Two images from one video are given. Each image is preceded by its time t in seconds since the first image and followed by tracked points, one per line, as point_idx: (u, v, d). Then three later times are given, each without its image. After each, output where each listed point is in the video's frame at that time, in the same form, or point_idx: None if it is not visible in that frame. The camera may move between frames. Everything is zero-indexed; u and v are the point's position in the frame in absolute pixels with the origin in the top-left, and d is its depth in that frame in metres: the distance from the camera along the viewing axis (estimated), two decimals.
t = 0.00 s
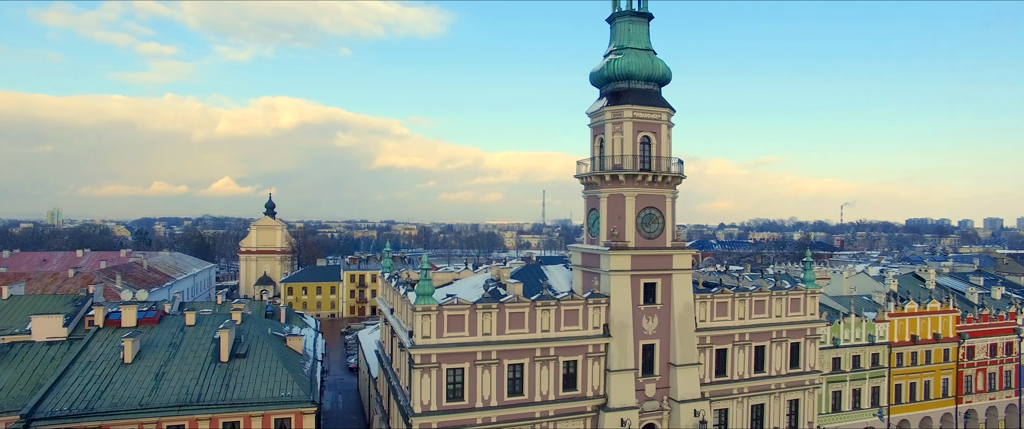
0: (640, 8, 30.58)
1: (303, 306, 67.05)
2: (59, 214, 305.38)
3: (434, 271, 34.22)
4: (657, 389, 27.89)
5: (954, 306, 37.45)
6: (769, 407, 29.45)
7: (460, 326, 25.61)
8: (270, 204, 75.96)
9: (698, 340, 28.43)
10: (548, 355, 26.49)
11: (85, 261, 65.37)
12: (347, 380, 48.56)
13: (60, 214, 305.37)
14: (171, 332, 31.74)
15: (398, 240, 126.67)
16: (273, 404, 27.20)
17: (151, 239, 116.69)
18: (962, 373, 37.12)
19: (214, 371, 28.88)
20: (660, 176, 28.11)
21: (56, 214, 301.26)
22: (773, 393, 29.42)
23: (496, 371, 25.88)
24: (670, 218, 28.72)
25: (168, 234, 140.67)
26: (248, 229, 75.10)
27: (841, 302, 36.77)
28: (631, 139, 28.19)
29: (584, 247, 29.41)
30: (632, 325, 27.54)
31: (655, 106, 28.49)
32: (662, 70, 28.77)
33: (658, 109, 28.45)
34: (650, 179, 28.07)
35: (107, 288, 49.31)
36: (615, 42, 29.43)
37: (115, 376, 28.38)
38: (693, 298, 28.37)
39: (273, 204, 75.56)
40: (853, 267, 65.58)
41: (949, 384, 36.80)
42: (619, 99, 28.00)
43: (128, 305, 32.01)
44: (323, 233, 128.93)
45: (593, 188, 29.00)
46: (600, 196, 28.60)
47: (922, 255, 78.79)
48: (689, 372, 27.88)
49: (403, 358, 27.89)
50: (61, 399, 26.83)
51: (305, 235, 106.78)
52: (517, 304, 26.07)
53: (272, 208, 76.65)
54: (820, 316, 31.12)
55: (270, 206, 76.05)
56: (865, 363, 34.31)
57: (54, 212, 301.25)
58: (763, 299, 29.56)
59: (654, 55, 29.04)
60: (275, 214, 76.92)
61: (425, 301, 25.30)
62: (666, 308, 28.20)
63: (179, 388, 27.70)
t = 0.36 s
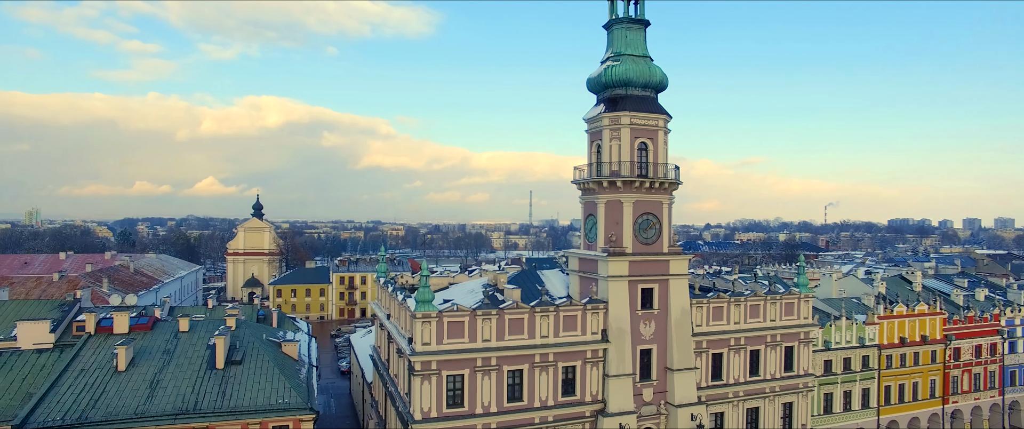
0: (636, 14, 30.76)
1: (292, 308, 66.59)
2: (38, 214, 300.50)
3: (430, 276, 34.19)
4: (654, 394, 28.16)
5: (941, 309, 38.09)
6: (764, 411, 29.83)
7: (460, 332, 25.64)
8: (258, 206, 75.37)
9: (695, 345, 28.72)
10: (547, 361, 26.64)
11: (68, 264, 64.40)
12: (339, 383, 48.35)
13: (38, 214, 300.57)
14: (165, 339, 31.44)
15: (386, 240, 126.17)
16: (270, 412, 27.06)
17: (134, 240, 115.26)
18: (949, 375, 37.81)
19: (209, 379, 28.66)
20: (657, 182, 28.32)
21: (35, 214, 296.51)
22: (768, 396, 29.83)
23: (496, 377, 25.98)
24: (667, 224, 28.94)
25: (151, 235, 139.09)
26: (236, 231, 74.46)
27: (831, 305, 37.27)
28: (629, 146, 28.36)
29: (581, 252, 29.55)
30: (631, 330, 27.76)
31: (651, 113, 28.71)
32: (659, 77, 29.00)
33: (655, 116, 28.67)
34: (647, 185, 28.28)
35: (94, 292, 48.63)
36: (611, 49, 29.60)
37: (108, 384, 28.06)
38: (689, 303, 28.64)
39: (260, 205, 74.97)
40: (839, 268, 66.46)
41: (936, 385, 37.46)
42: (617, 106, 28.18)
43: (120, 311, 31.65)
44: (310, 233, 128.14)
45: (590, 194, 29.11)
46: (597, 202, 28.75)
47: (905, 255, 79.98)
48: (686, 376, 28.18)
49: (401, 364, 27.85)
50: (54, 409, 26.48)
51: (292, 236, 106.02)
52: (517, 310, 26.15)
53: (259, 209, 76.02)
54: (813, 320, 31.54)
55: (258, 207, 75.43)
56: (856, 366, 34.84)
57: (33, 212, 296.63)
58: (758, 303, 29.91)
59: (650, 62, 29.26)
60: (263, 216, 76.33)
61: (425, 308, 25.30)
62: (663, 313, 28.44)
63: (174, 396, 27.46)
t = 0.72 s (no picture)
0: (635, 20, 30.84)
1: (284, 310, 66.38)
2: (19, 215, 296.11)
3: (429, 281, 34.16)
4: (655, 398, 28.37)
5: (932, 311, 38.62)
6: (762, 414, 30.18)
7: (462, 338, 25.68)
8: (248, 207, 74.87)
9: (694, 349, 28.97)
10: (549, 367, 26.75)
11: (55, 266, 63.60)
12: (333, 387, 48.15)
13: (20, 214, 296.29)
14: (162, 345, 31.20)
15: (376, 241, 125.71)
16: (271, 419, 26.91)
17: (120, 241, 114.03)
18: (940, 376, 38.35)
19: (209, 385, 28.47)
20: (657, 188, 28.50)
21: (17, 214, 292.27)
22: (766, 399, 30.17)
23: (498, 383, 26.05)
24: (666, 229, 29.13)
25: (138, 236, 137.63)
26: (226, 232, 73.99)
27: (825, 308, 37.69)
28: (629, 152, 28.53)
29: (581, 257, 29.67)
30: (631, 335, 27.94)
31: (651, 118, 28.91)
32: (659, 84, 29.19)
33: (655, 122, 28.87)
34: (647, 191, 28.47)
35: (84, 296, 48.07)
36: (612, 55, 29.72)
37: (106, 392, 27.80)
38: (689, 308, 28.88)
39: (251, 206, 74.49)
40: (829, 269, 67.16)
41: (927, 386, 37.97)
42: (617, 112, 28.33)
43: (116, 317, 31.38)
44: (299, 234, 127.38)
45: (590, 200, 29.23)
46: (597, 208, 28.87)
47: (893, 256, 80.94)
48: (686, 381, 28.42)
49: (403, 370, 27.83)
50: (51, 418, 26.19)
51: (281, 237, 105.34)
52: (519, 316, 26.23)
53: (250, 210, 75.53)
54: (809, 324, 31.91)
55: (248, 209, 74.94)
56: (850, 368, 35.26)
57: (15, 212, 292.41)
58: (756, 308, 30.22)
59: (650, 68, 29.42)
60: (254, 217, 75.81)
61: (427, 315, 25.30)
62: (663, 318, 28.66)
63: (174, 404, 27.26)
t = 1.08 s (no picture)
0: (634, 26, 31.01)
1: (274, 313, 66.02)
2: None
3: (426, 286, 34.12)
4: (653, 403, 28.59)
5: (923, 313, 39.15)
6: (758, 417, 30.49)
7: (464, 345, 25.70)
8: (237, 208, 74.26)
9: (692, 354, 29.21)
10: (549, 372, 26.85)
11: (40, 269, 62.58)
12: (327, 390, 47.91)
13: None
14: (158, 352, 30.89)
15: (365, 242, 125.17)
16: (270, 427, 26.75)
17: (105, 242, 112.59)
18: (929, 377, 38.84)
19: (206, 393, 28.24)
20: (656, 194, 28.70)
21: None
22: (762, 402, 30.48)
23: (500, 389, 26.10)
24: (665, 235, 29.34)
25: (122, 237, 135.84)
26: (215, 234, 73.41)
27: (818, 311, 38.09)
28: (629, 158, 28.72)
29: (581, 263, 29.80)
30: (631, 340, 28.10)
31: (650, 125, 29.15)
32: (658, 90, 29.45)
33: (654, 128, 29.11)
34: (647, 197, 28.66)
35: (73, 301, 47.42)
36: (611, 61, 29.91)
37: (101, 401, 27.46)
38: (687, 312, 29.10)
39: (240, 208, 73.89)
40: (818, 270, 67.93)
41: (918, 387, 38.39)
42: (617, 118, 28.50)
43: (111, 324, 31.04)
44: (287, 235, 126.54)
45: (590, 205, 29.38)
46: (597, 214, 29.01)
47: (879, 257, 81.96)
48: (684, 385, 28.65)
49: (403, 376, 27.79)
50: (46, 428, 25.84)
51: (270, 238, 104.60)
52: (520, 322, 26.30)
53: (239, 211, 74.94)
54: (804, 327, 32.26)
55: (237, 209, 74.34)
56: (843, 370, 35.62)
57: None
58: (753, 312, 30.51)
59: (650, 74, 29.66)
60: (243, 219, 75.23)
61: (429, 321, 25.27)
62: (662, 323, 28.84)
63: (171, 412, 27.00)
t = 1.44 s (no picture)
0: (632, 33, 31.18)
1: (263, 315, 65.49)
2: None
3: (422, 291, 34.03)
4: (652, 407, 28.77)
5: (911, 315, 39.55)
6: (754, 420, 30.79)
7: (465, 351, 25.68)
8: (224, 210, 73.57)
9: (690, 358, 29.44)
10: (549, 378, 26.93)
11: (23, 271, 61.56)
12: (319, 394, 47.62)
13: None
14: (151, 359, 30.53)
15: (351, 243, 124.55)
16: None
17: (86, 243, 111.03)
18: (917, 378, 39.19)
19: (202, 401, 27.92)
20: (655, 200, 28.87)
21: None
22: (757, 406, 30.81)
23: (500, 395, 26.13)
24: (663, 241, 29.53)
25: (103, 237, 133.87)
26: (201, 235, 72.68)
27: (810, 314, 38.53)
28: (627, 164, 28.85)
29: (579, 268, 29.93)
30: (629, 345, 28.25)
31: (649, 131, 29.30)
32: (656, 97, 29.58)
33: (652, 134, 29.27)
34: (645, 203, 28.83)
35: (60, 306, 46.64)
36: (610, 67, 30.02)
37: (94, 410, 27.05)
38: (685, 317, 29.34)
39: (227, 209, 73.22)
40: (804, 271, 68.75)
41: (906, 388, 38.75)
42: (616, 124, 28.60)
43: (103, 331, 30.59)
44: (272, 235, 125.55)
45: (588, 211, 29.49)
46: (595, 219, 29.11)
47: (864, 258, 83.17)
48: (682, 389, 28.87)
49: (402, 382, 27.72)
50: None
51: (256, 239, 103.74)
52: (520, 328, 26.34)
53: (226, 213, 74.30)
54: (798, 331, 32.65)
55: (225, 211, 73.70)
56: (834, 372, 36.00)
57: None
58: (749, 316, 30.81)
59: (648, 81, 29.78)
60: (230, 220, 74.55)
61: (430, 328, 25.21)
62: (660, 328, 29.04)
63: (167, 421, 26.66)
